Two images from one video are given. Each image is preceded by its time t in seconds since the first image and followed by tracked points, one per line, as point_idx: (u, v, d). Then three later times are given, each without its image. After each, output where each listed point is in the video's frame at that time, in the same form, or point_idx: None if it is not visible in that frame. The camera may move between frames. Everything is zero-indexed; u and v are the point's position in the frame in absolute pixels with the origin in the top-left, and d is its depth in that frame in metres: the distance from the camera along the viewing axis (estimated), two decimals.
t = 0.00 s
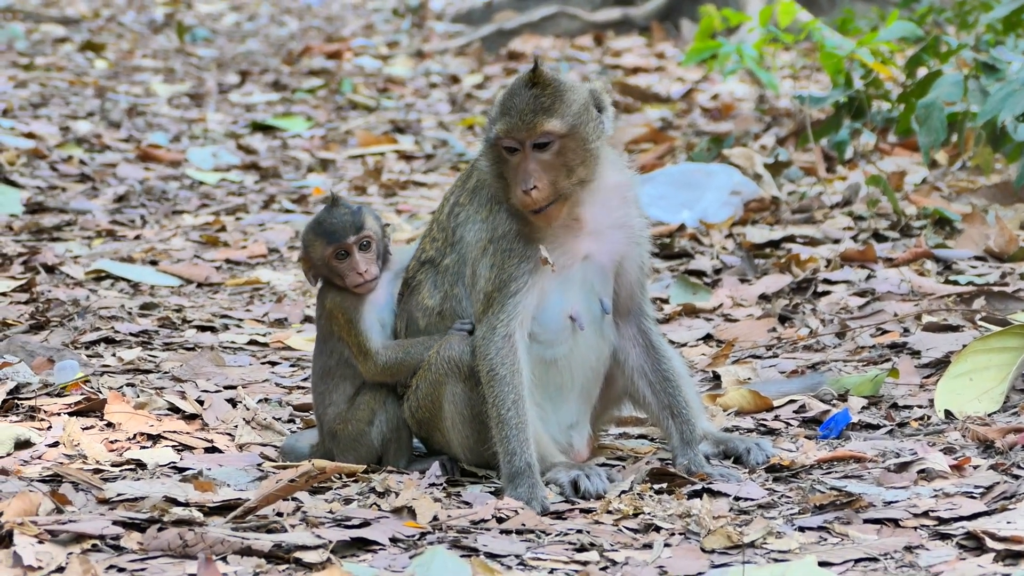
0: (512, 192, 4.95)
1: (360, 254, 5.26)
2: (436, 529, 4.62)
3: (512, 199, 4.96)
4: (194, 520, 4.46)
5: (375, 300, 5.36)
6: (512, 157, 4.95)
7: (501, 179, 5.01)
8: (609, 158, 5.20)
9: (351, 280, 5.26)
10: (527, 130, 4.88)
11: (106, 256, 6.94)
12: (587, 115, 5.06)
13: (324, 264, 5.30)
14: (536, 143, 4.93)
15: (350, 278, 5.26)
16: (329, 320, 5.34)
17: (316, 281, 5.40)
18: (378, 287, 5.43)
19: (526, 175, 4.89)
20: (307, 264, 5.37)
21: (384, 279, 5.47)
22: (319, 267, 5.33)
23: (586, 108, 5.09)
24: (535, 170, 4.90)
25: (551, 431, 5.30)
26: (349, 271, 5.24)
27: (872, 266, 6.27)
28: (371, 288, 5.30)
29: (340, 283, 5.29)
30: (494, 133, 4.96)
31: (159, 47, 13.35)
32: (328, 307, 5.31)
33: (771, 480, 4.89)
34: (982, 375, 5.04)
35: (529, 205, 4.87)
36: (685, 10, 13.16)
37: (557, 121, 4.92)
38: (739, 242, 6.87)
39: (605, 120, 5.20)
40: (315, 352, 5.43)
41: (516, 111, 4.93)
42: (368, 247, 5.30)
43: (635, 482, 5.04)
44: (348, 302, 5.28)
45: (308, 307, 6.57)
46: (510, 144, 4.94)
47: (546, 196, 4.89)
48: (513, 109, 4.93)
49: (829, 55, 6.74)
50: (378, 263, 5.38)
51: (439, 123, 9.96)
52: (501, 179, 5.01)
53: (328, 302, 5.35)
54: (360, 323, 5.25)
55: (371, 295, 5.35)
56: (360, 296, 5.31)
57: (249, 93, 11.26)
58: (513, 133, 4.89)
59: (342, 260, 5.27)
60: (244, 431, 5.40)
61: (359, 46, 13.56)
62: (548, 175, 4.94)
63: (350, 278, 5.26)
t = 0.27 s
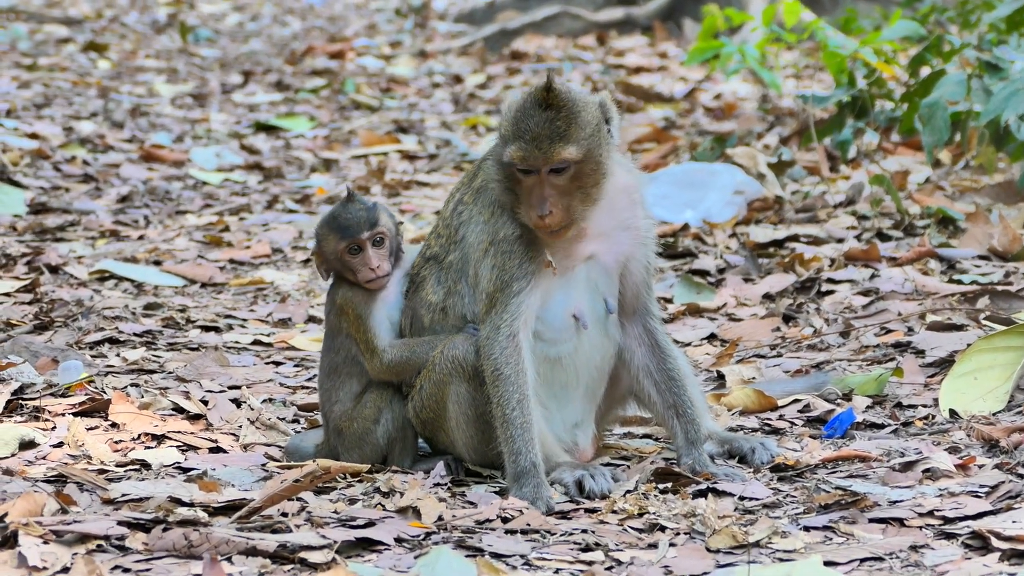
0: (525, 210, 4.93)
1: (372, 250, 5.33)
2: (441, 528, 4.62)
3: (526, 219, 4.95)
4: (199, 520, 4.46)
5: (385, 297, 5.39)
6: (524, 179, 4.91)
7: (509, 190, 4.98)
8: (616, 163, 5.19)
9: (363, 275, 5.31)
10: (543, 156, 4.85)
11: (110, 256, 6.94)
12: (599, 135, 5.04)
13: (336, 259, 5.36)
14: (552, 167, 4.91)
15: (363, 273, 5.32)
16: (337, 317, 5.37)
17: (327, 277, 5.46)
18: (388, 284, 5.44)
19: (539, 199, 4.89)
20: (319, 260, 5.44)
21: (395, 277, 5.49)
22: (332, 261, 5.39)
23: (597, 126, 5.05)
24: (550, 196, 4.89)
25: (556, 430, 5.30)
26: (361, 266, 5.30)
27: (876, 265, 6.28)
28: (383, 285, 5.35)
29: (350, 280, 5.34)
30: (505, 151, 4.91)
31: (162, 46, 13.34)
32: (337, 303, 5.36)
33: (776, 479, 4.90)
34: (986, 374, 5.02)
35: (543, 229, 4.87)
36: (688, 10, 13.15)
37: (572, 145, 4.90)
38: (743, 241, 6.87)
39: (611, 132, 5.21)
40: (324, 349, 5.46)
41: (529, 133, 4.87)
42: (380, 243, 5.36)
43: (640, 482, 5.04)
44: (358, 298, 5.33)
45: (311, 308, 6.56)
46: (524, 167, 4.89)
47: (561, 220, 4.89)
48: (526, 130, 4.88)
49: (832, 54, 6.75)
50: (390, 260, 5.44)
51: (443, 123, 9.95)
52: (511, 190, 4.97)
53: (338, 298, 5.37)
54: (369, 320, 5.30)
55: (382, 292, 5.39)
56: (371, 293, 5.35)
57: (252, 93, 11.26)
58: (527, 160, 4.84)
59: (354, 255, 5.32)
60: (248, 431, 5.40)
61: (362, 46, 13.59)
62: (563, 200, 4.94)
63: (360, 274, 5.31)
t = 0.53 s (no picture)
0: (553, 204, 4.93)
1: (376, 247, 5.31)
2: (448, 527, 4.62)
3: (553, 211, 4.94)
4: (206, 519, 4.46)
5: (390, 295, 5.38)
6: (551, 173, 4.90)
7: (527, 187, 4.97)
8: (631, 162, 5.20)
9: (366, 272, 5.30)
10: (572, 144, 4.83)
11: (116, 255, 6.94)
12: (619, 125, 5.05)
13: (341, 256, 5.35)
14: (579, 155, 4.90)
15: (365, 270, 5.30)
16: (343, 315, 5.36)
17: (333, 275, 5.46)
18: (394, 282, 5.43)
19: (567, 192, 4.88)
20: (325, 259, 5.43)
21: (400, 274, 5.47)
22: (336, 259, 5.38)
23: (616, 117, 5.05)
24: (580, 185, 4.88)
25: (562, 430, 5.31)
26: (364, 263, 5.28)
27: (882, 264, 6.29)
28: (387, 282, 5.34)
29: (356, 278, 5.33)
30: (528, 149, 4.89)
31: (165, 46, 13.34)
32: (343, 302, 5.35)
33: (783, 478, 4.90)
34: (993, 373, 5.05)
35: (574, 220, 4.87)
36: (692, 10, 13.18)
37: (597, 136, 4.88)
38: (748, 241, 6.88)
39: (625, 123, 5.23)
40: (330, 347, 5.45)
41: (553, 124, 4.84)
42: (384, 241, 5.35)
43: (647, 480, 5.04)
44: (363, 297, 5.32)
45: (318, 307, 6.57)
46: (552, 159, 4.88)
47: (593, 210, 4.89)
48: (550, 124, 4.86)
49: (837, 54, 6.77)
50: (394, 258, 5.42)
51: (447, 122, 9.96)
52: (532, 186, 4.96)
53: (344, 296, 5.36)
54: (374, 318, 5.29)
55: (387, 289, 5.37)
56: (376, 291, 5.34)
57: (257, 92, 11.27)
58: (559, 150, 4.83)
59: (358, 252, 5.31)
60: (254, 430, 5.40)
61: (366, 46, 13.58)
62: (592, 189, 4.93)
63: (364, 272, 5.30)
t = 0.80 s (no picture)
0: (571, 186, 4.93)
1: (377, 247, 5.31)
2: (451, 526, 4.61)
3: (574, 189, 4.91)
4: (208, 517, 4.46)
5: (393, 295, 5.38)
6: (573, 148, 4.93)
7: (543, 174, 5.00)
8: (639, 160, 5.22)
9: (368, 273, 5.29)
10: (595, 115, 4.90)
11: (119, 254, 6.94)
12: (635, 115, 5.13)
13: (343, 258, 5.35)
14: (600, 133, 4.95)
15: (367, 271, 5.30)
16: (346, 316, 5.36)
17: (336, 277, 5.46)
18: (397, 282, 5.42)
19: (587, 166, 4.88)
20: (327, 261, 5.43)
21: (403, 275, 5.47)
22: (338, 260, 5.37)
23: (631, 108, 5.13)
24: (604, 160, 4.87)
25: (565, 431, 5.30)
26: (366, 264, 5.28)
27: (886, 266, 6.29)
28: (389, 283, 5.33)
29: (357, 280, 5.33)
30: (550, 123, 4.94)
31: (170, 45, 13.35)
32: (345, 304, 5.36)
33: (786, 479, 4.90)
34: (997, 374, 5.02)
35: (599, 193, 4.83)
36: (697, 10, 13.18)
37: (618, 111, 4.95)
38: (752, 241, 6.88)
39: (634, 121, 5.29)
40: (333, 347, 5.45)
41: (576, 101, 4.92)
42: (386, 241, 5.34)
43: (650, 480, 5.04)
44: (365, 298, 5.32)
45: (321, 306, 6.57)
46: (575, 132, 4.92)
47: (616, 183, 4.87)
48: (573, 101, 4.93)
49: (842, 55, 6.77)
50: (396, 258, 5.41)
51: (452, 122, 9.97)
52: (547, 174, 4.98)
53: (345, 298, 5.36)
54: (376, 318, 5.29)
55: (388, 291, 5.37)
56: (377, 292, 5.34)
57: (261, 92, 11.27)
58: (583, 119, 4.89)
59: (359, 253, 5.31)
60: (257, 429, 5.39)
61: (370, 46, 13.59)
62: (613, 167, 4.94)
63: (366, 273, 5.30)
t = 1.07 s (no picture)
0: (586, 167, 4.92)
1: (377, 246, 5.31)
2: (450, 525, 4.61)
3: (591, 171, 4.90)
4: (208, 516, 4.46)
5: (392, 295, 5.38)
6: (586, 133, 4.95)
7: (551, 166, 5.01)
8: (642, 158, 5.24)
9: (367, 272, 5.30)
10: (613, 100, 4.95)
11: (121, 252, 6.95)
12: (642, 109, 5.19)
13: (343, 257, 5.36)
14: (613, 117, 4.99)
15: (367, 270, 5.30)
16: (346, 315, 5.36)
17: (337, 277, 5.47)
18: (397, 282, 5.42)
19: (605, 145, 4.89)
20: (327, 261, 5.44)
21: (402, 274, 5.47)
22: (338, 259, 5.38)
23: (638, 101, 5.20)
24: (622, 140, 4.90)
25: (565, 431, 5.30)
26: (366, 263, 5.28)
27: (887, 266, 6.29)
28: (388, 282, 5.33)
29: (358, 279, 5.33)
30: (565, 107, 4.97)
31: (172, 43, 13.36)
32: (345, 304, 5.36)
33: (786, 479, 4.90)
34: (997, 375, 5.02)
35: (619, 169, 4.83)
36: (701, 11, 13.18)
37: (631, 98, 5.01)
38: (753, 242, 6.88)
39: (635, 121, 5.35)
40: (334, 346, 5.46)
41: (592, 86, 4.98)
42: (386, 240, 5.35)
43: (649, 480, 5.03)
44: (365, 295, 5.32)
45: (322, 305, 6.57)
46: (592, 115, 4.96)
47: (634, 162, 4.87)
48: (588, 86, 4.97)
49: (844, 56, 6.77)
50: (396, 258, 5.41)
51: (454, 121, 9.97)
52: (557, 165, 4.99)
53: (345, 297, 5.36)
54: (377, 317, 5.28)
55: (387, 291, 5.37)
56: (377, 291, 5.34)
57: (263, 90, 11.28)
58: (601, 103, 4.93)
59: (360, 252, 5.30)
60: (257, 427, 5.39)
61: (373, 45, 13.59)
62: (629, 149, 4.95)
63: (366, 273, 5.30)
